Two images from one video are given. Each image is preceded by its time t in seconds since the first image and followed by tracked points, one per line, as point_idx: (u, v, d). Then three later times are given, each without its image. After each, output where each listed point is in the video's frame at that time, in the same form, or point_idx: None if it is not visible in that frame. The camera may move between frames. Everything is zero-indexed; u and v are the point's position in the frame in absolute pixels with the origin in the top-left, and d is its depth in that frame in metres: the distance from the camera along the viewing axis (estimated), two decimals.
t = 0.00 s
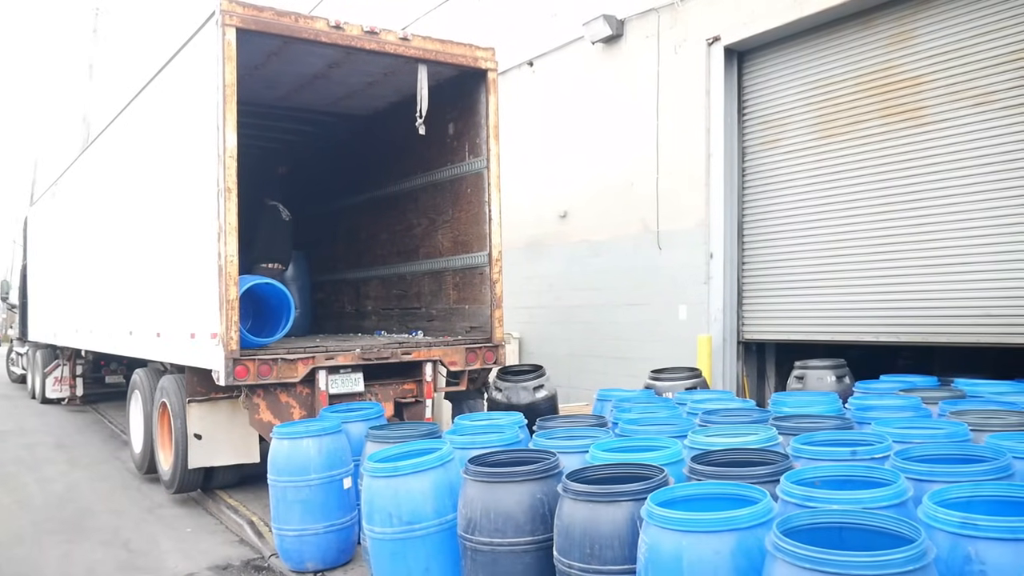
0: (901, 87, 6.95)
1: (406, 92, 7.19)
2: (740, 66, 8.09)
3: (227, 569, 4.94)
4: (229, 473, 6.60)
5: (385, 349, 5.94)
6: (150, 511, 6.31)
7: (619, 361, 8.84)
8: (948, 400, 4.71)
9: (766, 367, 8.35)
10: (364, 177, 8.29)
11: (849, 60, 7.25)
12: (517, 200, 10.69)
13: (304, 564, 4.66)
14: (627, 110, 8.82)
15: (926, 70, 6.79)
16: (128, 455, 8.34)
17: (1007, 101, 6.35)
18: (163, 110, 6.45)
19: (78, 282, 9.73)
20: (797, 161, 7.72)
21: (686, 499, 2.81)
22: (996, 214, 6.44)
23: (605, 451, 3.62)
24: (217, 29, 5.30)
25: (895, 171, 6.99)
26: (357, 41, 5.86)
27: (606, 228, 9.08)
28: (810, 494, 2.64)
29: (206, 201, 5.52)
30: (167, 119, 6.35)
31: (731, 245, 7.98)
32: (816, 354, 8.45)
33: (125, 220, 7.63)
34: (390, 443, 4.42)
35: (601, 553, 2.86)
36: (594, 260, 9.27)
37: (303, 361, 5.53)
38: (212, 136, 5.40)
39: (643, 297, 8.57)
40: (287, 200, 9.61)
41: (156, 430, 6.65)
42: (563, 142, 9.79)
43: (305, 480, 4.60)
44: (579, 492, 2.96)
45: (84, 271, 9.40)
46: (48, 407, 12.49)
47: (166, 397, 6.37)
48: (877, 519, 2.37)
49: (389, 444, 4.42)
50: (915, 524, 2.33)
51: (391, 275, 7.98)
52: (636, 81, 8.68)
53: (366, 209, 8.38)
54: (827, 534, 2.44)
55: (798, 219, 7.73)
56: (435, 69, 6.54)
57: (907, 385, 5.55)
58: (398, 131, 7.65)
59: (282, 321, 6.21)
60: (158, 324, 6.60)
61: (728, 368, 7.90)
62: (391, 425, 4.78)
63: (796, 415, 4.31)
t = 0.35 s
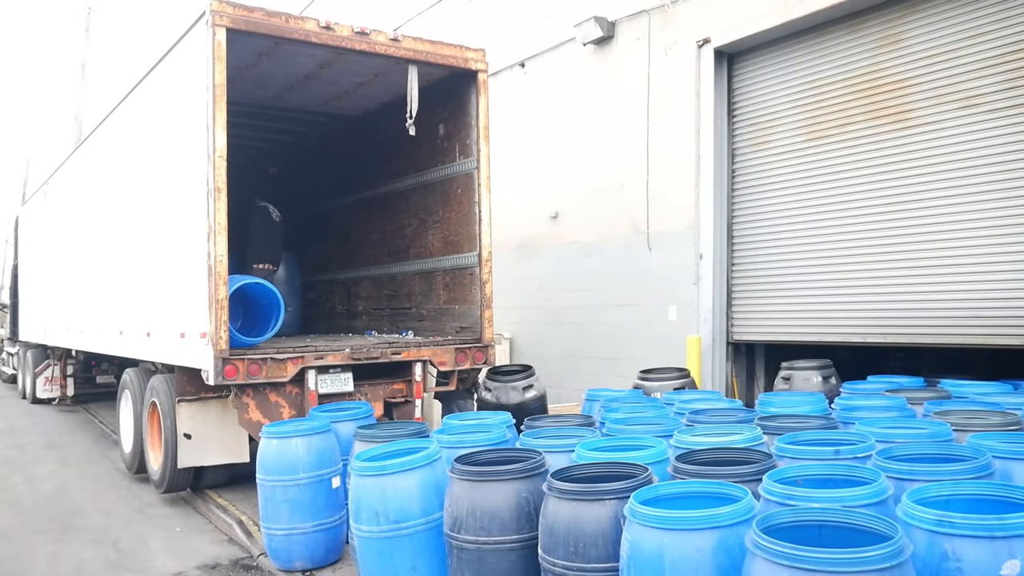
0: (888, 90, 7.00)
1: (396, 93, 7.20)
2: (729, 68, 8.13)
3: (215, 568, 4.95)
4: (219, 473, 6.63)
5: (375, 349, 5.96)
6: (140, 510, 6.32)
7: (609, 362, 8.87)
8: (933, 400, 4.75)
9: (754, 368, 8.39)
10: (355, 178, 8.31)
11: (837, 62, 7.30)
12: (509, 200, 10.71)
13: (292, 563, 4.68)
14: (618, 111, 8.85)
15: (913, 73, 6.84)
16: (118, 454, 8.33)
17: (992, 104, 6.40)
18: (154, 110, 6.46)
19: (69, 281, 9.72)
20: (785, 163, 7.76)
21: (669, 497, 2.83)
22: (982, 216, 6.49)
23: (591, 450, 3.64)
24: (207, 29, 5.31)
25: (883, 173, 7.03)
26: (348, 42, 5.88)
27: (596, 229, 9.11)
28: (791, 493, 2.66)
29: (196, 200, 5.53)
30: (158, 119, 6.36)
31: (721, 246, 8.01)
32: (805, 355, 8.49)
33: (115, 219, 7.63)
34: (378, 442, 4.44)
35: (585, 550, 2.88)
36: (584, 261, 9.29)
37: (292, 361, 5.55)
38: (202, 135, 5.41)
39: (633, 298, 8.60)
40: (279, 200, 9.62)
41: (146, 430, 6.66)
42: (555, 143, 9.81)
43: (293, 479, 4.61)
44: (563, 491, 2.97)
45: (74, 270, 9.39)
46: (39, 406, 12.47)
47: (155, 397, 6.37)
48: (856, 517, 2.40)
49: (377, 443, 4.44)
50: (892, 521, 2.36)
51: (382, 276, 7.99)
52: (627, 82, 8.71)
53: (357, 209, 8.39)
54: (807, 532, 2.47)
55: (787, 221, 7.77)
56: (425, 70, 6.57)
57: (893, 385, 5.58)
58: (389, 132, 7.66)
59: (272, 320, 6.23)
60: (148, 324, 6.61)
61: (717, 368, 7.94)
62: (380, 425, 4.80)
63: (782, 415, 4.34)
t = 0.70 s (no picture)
0: (883, 93, 7.03)
1: (393, 94, 7.21)
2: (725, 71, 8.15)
3: (211, 569, 4.95)
4: (215, 474, 6.61)
5: (371, 350, 5.97)
6: (135, 511, 6.31)
7: (604, 364, 8.89)
8: (927, 403, 4.77)
9: (749, 370, 8.42)
10: (351, 179, 8.31)
11: (832, 66, 7.33)
12: (505, 202, 10.72)
13: (288, 565, 4.68)
14: (614, 113, 8.87)
15: (907, 77, 6.87)
16: (113, 455, 8.32)
17: (986, 108, 6.44)
18: (149, 111, 6.46)
19: (64, 282, 9.70)
20: (780, 166, 7.78)
21: (664, 501, 2.84)
22: (975, 220, 6.53)
23: (587, 452, 3.65)
24: (203, 31, 5.31)
25: (878, 176, 7.06)
26: (344, 44, 5.88)
27: (592, 231, 9.12)
28: (785, 496, 2.67)
29: (192, 202, 5.53)
30: (153, 121, 6.36)
31: (716, 248, 8.03)
32: (800, 357, 8.51)
33: (111, 220, 7.62)
34: (374, 444, 4.44)
35: (581, 554, 2.89)
36: (580, 262, 9.31)
37: (288, 362, 5.54)
38: (197, 137, 5.41)
39: (628, 300, 8.62)
40: (275, 201, 9.61)
41: (141, 431, 6.65)
42: (550, 145, 9.83)
43: (289, 481, 4.62)
44: (558, 494, 2.98)
45: (69, 271, 9.37)
46: (33, 407, 12.45)
47: (150, 398, 6.37)
48: (850, 522, 2.41)
49: (373, 445, 4.44)
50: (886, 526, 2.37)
51: (378, 277, 8.00)
52: (623, 84, 8.73)
53: (353, 210, 8.39)
54: (801, 536, 2.48)
55: (782, 223, 7.80)
56: (421, 72, 6.57)
57: (887, 388, 5.61)
58: (385, 133, 7.67)
59: (267, 322, 6.23)
60: (143, 325, 6.60)
61: (713, 370, 7.95)
62: (375, 427, 4.80)
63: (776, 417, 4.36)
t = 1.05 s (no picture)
0: (880, 93, 7.03)
1: (391, 94, 7.19)
2: (723, 71, 8.14)
3: (209, 570, 4.93)
4: (212, 474, 6.59)
5: (369, 351, 5.95)
6: (132, 512, 6.29)
7: (602, 364, 8.88)
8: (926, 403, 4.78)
9: (748, 371, 8.41)
10: (349, 179, 8.29)
11: (830, 66, 7.32)
12: (502, 202, 10.70)
13: (286, 566, 4.66)
14: (612, 114, 8.86)
15: (905, 77, 6.87)
16: (110, 456, 8.30)
17: (984, 108, 6.44)
18: (146, 111, 6.44)
19: (60, 282, 9.66)
20: (778, 166, 7.78)
21: (666, 502, 2.83)
22: (972, 220, 6.54)
23: (587, 453, 3.64)
24: (201, 30, 5.30)
25: (876, 177, 7.06)
26: (342, 43, 5.86)
27: (590, 231, 9.11)
28: (787, 498, 2.66)
29: (190, 202, 5.51)
30: (150, 121, 6.34)
31: (714, 248, 8.03)
32: (798, 357, 8.51)
33: (107, 220, 7.60)
34: (373, 445, 4.43)
35: (582, 555, 2.88)
36: (578, 262, 9.30)
37: (286, 363, 5.53)
38: (195, 136, 5.39)
39: (627, 300, 8.61)
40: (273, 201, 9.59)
41: (138, 431, 6.63)
42: (548, 145, 9.81)
43: (287, 481, 4.60)
44: (559, 495, 2.97)
45: (66, 271, 9.35)
46: (30, 407, 12.42)
47: (148, 399, 6.34)
48: (853, 524, 2.40)
49: (372, 446, 4.43)
50: (889, 527, 2.36)
51: (376, 277, 7.98)
52: (621, 84, 8.72)
53: (350, 210, 8.37)
54: (804, 538, 2.47)
55: (779, 223, 7.80)
56: (419, 71, 6.56)
57: (886, 388, 5.60)
58: (383, 133, 7.65)
59: (265, 322, 6.22)
60: (140, 325, 6.58)
61: (711, 371, 7.94)
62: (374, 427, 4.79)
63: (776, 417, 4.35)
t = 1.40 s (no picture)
0: (878, 94, 7.03)
1: (389, 94, 7.19)
2: (721, 71, 8.14)
3: (207, 571, 4.92)
4: (210, 475, 6.59)
5: (367, 351, 5.95)
6: (130, 513, 6.28)
7: (600, 364, 8.88)
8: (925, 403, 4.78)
9: (746, 370, 8.42)
10: (347, 179, 8.28)
11: (828, 66, 7.33)
12: (500, 202, 10.70)
13: (284, 567, 4.65)
14: (610, 114, 8.86)
15: (903, 77, 6.87)
16: (107, 456, 8.29)
17: (981, 108, 6.44)
18: (144, 111, 6.43)
19: (57, 282, 9.65)
20: (776, 166, 7.78)
21: (665, 503, 2.83)
22: (969, 220, 6.54)
23: (586, 454, 3.64)
24: (199, 30, 5.29)
25: (874, 176, 7.06)
26: (340, 43, 5.86)
27: (588, 231, 9.11)
28: (787, 498, 2.66)
29: (187, 202, 5.50)
30: (148, 120, 6.33)
31: (712, 247, 8.02)
32: (796, 356, 8.52)
33: (105, 220, 7.59)
34: (371, 445, 4.42)
35: (581, 556, 2.87)
36: (576, 262, 9.30)
37: (285, 363, 5.52)
38: (193, 136, 5.38)
39: (625, 300, 8.61)
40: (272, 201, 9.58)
41: (136, 432, 6.61)
42: (546, 145, 9.81)
43: (286, 482, 4.59)
44: (559, 496, 2.97)
45: (63, 272, 9.33)
46: (27, 407, 12.41)
47: (146, 399, 6.33)
48: (853, 524, 2.40)
49: (370, 446, 4.43)
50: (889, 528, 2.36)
51: (374, 277, 7.98)
52: (619, 84, 8.73)
53: (348, 210, 8.37)
54: (804, 538, 2.47)
55: (777, 224, 7.80)
56: (417, 71, 6.56)
57: (884, 388, 5.60)
58: (381, 133, 7.64)
59: (263, 322, 6.21)
60: (137, 325, 6.57)
61: (709, 371, 7.94)
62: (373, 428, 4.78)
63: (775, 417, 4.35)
